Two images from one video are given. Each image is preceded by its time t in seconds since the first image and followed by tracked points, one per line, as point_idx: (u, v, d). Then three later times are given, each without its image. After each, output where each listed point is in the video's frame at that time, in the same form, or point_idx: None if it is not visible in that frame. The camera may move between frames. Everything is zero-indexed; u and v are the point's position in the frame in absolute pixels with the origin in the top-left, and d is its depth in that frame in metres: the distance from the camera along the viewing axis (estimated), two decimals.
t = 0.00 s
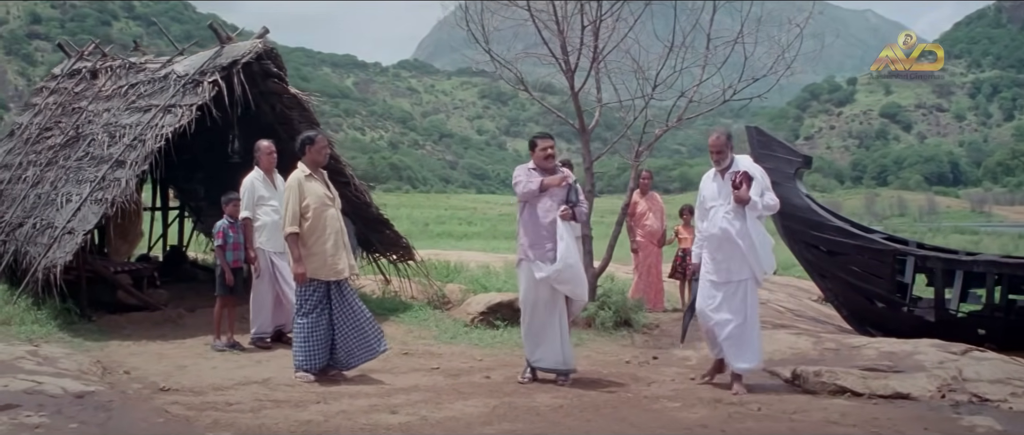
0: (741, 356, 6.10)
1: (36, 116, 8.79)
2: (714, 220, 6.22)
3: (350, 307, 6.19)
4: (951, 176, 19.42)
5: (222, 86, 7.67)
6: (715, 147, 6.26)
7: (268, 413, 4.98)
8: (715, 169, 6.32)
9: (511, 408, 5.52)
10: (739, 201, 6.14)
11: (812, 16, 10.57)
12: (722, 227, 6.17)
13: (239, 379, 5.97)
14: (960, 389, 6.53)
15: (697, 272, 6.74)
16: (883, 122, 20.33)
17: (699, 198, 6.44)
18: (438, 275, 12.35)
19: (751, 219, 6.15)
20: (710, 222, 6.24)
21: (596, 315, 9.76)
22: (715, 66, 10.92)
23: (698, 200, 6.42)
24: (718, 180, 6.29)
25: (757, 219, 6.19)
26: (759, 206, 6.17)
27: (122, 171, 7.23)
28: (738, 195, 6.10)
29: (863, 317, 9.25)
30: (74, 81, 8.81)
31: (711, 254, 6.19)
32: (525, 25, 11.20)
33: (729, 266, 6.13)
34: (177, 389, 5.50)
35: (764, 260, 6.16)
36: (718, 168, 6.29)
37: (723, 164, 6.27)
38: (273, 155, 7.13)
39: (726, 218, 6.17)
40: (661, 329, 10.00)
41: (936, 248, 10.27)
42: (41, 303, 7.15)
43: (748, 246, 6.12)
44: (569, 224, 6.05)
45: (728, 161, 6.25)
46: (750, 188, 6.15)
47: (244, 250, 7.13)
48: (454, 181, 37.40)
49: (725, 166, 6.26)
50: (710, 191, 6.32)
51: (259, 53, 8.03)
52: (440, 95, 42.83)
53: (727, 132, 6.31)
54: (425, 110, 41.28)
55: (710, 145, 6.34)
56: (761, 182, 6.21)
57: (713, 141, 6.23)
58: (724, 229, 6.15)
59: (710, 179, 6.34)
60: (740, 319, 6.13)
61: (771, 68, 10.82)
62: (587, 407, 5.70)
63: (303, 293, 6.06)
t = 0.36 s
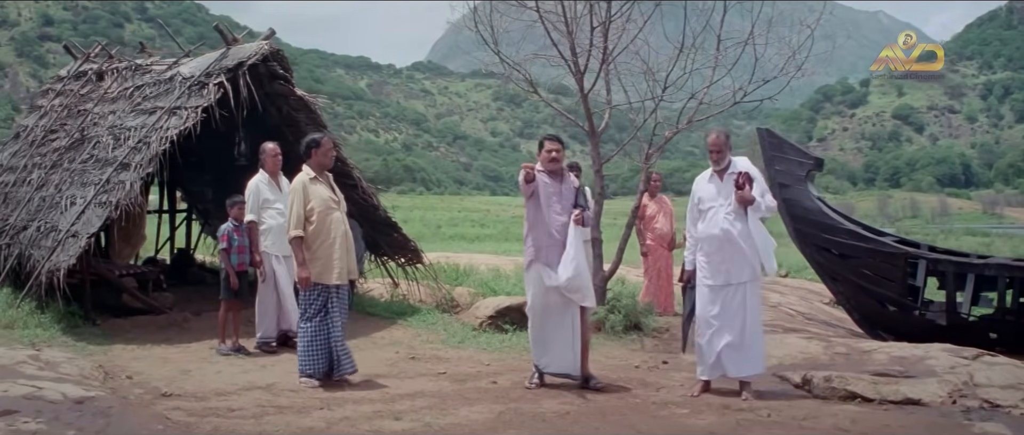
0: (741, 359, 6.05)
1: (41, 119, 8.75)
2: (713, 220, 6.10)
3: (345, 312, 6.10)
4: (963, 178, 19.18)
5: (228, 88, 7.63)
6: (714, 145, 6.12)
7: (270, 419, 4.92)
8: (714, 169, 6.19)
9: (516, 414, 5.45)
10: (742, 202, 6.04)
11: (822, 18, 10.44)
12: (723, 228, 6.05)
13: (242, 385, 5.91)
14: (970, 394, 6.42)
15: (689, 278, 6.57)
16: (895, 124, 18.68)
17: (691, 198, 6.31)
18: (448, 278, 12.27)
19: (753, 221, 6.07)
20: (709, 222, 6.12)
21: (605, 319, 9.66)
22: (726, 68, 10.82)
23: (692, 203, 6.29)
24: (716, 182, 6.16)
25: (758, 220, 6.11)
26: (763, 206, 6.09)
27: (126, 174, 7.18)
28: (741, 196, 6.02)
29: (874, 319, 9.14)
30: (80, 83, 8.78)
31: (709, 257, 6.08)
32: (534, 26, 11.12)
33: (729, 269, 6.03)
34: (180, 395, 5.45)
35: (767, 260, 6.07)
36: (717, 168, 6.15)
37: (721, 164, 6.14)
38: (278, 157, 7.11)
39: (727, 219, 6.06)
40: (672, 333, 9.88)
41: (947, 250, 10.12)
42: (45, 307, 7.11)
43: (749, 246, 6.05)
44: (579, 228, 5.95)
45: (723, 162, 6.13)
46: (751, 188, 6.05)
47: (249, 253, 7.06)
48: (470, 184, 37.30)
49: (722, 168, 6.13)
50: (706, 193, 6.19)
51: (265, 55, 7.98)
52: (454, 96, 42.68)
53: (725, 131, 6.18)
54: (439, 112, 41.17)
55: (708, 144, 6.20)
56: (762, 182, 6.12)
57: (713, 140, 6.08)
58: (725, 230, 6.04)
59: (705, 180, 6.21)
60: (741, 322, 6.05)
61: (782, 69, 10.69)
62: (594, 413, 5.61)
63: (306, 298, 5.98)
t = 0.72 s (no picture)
0: (744, 363, 5.92)
1: (49, 120, 8.71)
2: (719, 220, 5.96)
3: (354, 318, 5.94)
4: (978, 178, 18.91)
5: (235, 89, 7.55)
6: (716, 142, 6.01)
7: (274, 425, 4.84)
8: (714, 169, 6.03)
9: (524, 420, 5.34)
10: (750, 201, 5.92)
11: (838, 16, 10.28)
12: (728, 228, 5.93)
13: (248, 389, 5.83)
14: (985, 399, 6.26)
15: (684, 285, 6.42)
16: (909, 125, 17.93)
17: (687, 199, 6.15)
18: (459, 281, 12.17)
19: (757, 219, 6.01)
20: (713, 222, 5.97)
21: (617, 322, 9.53)
22: (739, 68, 10.67)
23: (687, 202, 6.14)
24: (716, 182, 6.01)
25: (761, 219, 6.06)
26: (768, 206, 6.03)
27: (133, 176, 7.12)
28: (750, 194, 5.88)
29: (888, 322, 9.00)
30: (88, 84, 8.73)
31: (711, 258, 5.94)
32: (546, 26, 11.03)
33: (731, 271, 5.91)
34: (183, 400, 5.37)
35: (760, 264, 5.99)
36: (717, 167, 6.01)
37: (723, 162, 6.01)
38: (285, 159, 6.99)
39: (733, 219, 5.94)
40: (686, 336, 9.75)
41: (961, 252, 9.93)
42: (50, 310, 7.06)
43: (752, 246, 5.96)
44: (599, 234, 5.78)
45: (723, 160, 6.00)
46: (757, 186, 5.92)
47: (255, 256, 7.01)
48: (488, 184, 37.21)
49: (723, 168, 6.00)
50: (707, 195, 6.01)
51: (272, 56, 7.91)
52: (470, 97, 42.58)
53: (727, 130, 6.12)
54: (455, 113, 41.11)
55: (708, 143, 6.10)
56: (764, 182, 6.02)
57: (717, 137, 6.00)
58: (732, 230, 5.92)
59: (706, 180, 6.05)
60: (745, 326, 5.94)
61: (797, 70, 10.54)
62: (604, 419, 5.50)
63: (313, 302, 5.88)
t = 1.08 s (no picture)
0: (751, 366, 5.76)
1: (60, 120, 8.66)
2: (733, 220, 5.79)
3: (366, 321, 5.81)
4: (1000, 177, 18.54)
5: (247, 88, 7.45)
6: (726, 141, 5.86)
7: (280, 430, 4.73)
8: (726, 166, 5.90)
9: (537, 426, 5.20)
10: (765, 201, 5.70)
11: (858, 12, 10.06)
12: (743, 226, 5.76)
13: (257, 393, 5.72)
14: (1006, 403, 6.07)
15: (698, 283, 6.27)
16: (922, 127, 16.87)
17: (702, 195, 5.98)
18: (475, 282, 12.02)
19: (772, 221, 5.78)
20: (728, 221, 5.81)
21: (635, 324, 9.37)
22: (758, 65, 10.49)
23: (701, 199, 5.97)
24: (731, 181, 5.86)
25: (775, 221, 5.82)
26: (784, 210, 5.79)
27: (142, 176, 7.03)
28: (764, 195, 5.66)
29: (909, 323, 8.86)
30: (99, 83, 8.67)
31: (723, 258, 5.79)
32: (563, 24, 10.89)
33: (740, 269, 5.75)
34: (191, 404, 5.27)
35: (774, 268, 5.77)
36: (731, 167, 5.87)
37: (731, 159, 5.85)
38: (297, 158, 6.90)
39: (748, 218, 5.76)
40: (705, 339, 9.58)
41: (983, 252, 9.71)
42: (59, 312, 6.99)
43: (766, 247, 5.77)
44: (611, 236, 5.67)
45: (739, 157, 5.86)
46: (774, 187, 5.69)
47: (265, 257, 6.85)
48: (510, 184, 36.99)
49: (738, 165, 5.86)
50: (721, 193, 5.86)
51: (285, 54, 7.80)
52: (493, 96, 42.34)
53: (740, 129, 5.94)
54: (477, 112, 40.94)
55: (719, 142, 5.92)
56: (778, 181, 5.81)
57: (724, 135, 5.86)
58: (745, 229, 5.75)
59: (719, 178, 5.92)
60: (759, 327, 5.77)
61: (817, 67, 10.33)
62: (619, 425, 5.35)
63: (323, 304, 5.76)
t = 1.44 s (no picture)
0: (772, 376, 5.55)
1: (74, 121, 8.60)
2: (757, 221, 5.59)
3: (378, 327, 5.65)
4: None
5: (262, 88, 7.32)
6: (754, 141, 5.68)
7: None
8: (754, 166, 5.70)
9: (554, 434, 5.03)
10: (790, 203, 5.51)
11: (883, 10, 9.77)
12: (766, 228, 5.56)
13: (269, 399, 5.58)
14: None
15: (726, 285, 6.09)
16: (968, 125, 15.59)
17: (730, 196, 5.81)
18: (495, 285, 11.85)
19: (797, 224, 5.58)
20: (752, 222, 5.62)
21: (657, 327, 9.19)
22: (781, 65, 10.22)
23: (728, 201, 5.81)
24: (757, 181, 5.67)
25: (802, 223, 5.63)
26: (809, 211, 5.60)
27: (155, 177, 6.93)
28: (790, 197, 5.48)
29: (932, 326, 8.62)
30: (113, 84, 8.60)
31: (748, 261, 5.58)
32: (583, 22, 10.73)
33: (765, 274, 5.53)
34: (200, 410, 5.14)
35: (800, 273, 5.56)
36: (758, 167, 5.68)
37: (760, 159, 5.66)
38: (312, 160, 6.77)
39: (772, 219, 5.57)
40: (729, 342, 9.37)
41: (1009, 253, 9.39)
42: (72, 314, 6.93)
43: (794, 251, 5.55)
44: (627, 242, 5.49)
45: (767, 157, 5.67)
46: (799, 189, 5.53)
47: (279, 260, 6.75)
48: (536, 184, 36.73)
49: (766, 165, 5.67)
50: (746, 193, 5.68)
51: (300, 54, 7.66)
52: (518, 97, 42.11)
53: (771, 130, 5.72)
54: (502, 113, 40.75)
55: (747, 142, 5.75)
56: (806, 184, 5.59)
57: (753, 135, 5.67)
58: (770, 231, 5.55)
59: (747, 179, 5.72)
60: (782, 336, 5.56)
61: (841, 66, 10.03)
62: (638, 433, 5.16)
63: (337, 308, 5.62)
